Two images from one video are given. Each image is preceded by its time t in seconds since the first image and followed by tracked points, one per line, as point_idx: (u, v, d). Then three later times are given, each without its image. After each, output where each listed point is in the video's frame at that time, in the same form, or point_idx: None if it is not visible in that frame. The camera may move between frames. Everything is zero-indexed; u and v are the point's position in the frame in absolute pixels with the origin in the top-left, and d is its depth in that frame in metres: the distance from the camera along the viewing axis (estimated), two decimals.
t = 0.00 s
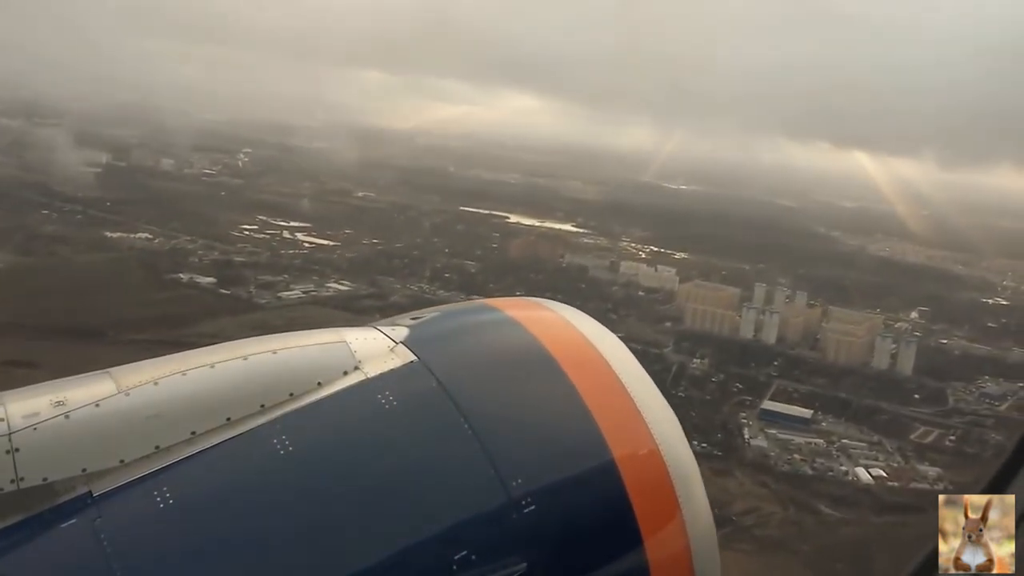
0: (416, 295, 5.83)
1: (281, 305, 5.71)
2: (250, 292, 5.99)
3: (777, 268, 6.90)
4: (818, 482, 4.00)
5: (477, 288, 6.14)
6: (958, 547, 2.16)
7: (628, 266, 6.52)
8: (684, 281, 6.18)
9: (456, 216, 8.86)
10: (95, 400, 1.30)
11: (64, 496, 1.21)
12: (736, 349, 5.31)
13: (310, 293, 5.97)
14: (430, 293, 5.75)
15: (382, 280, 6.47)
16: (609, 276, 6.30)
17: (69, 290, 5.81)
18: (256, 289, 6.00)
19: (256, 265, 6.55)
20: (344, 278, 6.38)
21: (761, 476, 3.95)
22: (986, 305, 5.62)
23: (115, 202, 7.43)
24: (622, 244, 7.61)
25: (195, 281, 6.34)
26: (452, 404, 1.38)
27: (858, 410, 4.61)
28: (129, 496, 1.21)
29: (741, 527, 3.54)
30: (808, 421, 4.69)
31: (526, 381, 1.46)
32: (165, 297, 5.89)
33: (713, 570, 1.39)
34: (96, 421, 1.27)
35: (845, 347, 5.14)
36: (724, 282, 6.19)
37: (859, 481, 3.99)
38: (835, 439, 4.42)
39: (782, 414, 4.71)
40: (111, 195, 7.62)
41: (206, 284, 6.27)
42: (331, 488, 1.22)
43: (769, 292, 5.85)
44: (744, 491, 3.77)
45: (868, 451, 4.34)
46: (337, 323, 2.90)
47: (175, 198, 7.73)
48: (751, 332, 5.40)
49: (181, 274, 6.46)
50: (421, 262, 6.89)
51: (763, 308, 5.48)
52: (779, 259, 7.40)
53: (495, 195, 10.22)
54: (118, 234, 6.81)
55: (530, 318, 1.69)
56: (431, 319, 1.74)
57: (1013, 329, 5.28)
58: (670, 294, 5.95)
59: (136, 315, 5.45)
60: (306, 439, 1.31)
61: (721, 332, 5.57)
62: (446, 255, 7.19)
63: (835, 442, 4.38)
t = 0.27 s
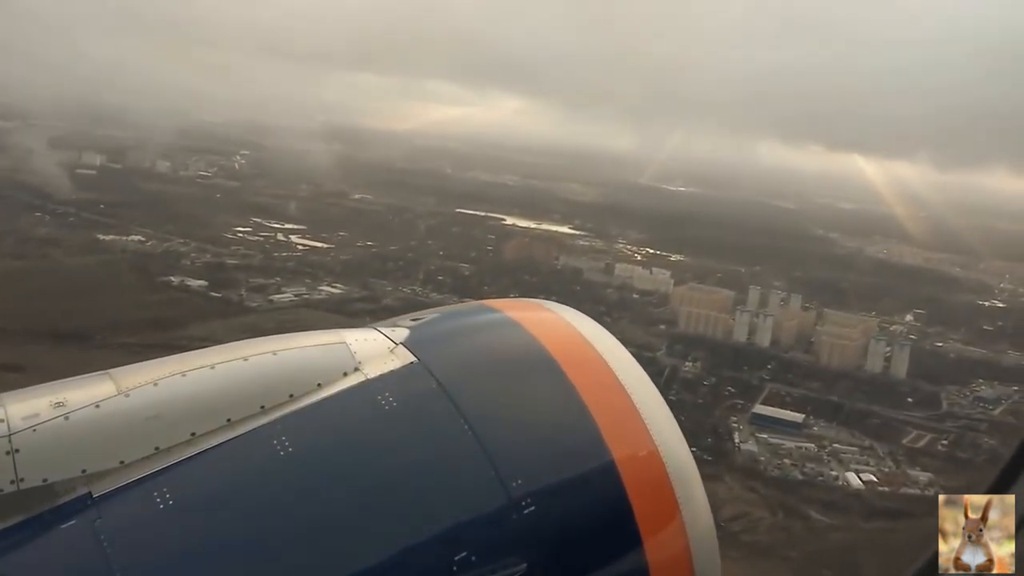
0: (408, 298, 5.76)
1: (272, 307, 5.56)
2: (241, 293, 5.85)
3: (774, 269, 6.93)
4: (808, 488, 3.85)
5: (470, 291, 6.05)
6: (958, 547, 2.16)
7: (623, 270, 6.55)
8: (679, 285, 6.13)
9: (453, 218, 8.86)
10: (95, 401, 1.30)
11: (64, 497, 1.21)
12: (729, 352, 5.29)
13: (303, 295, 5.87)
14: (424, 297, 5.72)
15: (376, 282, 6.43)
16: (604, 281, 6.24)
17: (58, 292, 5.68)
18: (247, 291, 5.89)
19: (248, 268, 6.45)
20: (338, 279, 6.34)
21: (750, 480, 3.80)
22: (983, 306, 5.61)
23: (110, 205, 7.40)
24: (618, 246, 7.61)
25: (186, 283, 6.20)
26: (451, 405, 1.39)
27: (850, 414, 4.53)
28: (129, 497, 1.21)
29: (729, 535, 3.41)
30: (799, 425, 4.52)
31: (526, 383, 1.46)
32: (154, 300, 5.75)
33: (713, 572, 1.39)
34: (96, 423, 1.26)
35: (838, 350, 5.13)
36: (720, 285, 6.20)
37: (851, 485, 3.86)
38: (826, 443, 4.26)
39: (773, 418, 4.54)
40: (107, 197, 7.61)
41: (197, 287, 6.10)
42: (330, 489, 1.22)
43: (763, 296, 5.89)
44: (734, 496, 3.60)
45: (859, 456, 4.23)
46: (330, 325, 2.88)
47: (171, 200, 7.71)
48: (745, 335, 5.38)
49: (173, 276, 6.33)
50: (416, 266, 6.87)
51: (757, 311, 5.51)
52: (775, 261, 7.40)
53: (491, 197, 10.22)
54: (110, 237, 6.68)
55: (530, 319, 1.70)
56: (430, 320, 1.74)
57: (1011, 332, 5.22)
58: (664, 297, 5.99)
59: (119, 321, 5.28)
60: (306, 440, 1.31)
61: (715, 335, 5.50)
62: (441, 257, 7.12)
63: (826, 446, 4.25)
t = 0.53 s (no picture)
0: (401, 301, 5.71)
1: (265, 310, 5.46)
2: (232, 296, 5.80)
3: (771, 272, 6.97)
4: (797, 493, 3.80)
5: (463, 292, 5.99)
6: (958, 547, 2.17)
7: (618, 271, 6.49)
8: (675, 288, 6.13)
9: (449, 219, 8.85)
10: (95, 402, 1.30)
11: (63, 498, 1.20)
12: (723, 355, 5.20)
13: (295, 298, 5.73)
14: (416, 300, 5.69)
15: (369, 283, 6.39)
16: (599, 283, 6.20)
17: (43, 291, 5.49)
18: (238, 293, 5.82)
19: (240, 270, 6.39)
20: (330, 281, 6.28)
21: (739, 487, 3.63)
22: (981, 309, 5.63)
23: (105, 207, 7.38)
24: (614, 248, 7.60)
25: (176, 285, 6.04)
26: (451, 406, 1.39)
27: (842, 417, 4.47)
28: (129, 498, 1.21)
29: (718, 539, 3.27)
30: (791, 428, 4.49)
31: (526, 384, 1.46)
32: (144, 301, 5.61)
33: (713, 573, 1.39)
34: (95, 423, 1.26)
35: (831, 353, 5.16)
36: (715, 288, 6.20)
37: (841, 490, 3.84)
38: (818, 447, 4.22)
39: (765, 421, 4.51)
40: (103, 201, 7.59)
41: (187, 289, 5.97)
42: (330, 491, 1.22)
43: (758, 299, 5.91)
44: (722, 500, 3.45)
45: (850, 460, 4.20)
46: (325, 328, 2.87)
47: (167, 204, 7.70)
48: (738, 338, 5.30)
49: (165, 278, 6.20)
50: (411, 267, 6.86)
51: (751, 314, 5.47)
52: (770, 263, 7.42)
53: (488, 199, 10.23)
54: (104, 240, 6.70)
55: (529, 320, 1.70)
56: (430, 321, 1.74)
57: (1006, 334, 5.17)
58: (659, 300, 5.93)
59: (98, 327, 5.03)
60: (305, 442, 1.31)
61: (709, 338, 5.44)
62: (436, 259, 7.11)
63: (817, 451, 4.18)
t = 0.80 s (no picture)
0: (395, 303, 5.69)
1: (256, 312, 5.42)
2: (223, 299, 5.78)
3: (768, 273, 7.03)
4: (786, 498, 3.66)
5: (457, 296, 5.97)
6: (958, 547, 2.17)
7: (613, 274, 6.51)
8: (670, 290, 6.16)
9: (446, 220, 8.86)
10: (94, 402, 1.30)
11: (63, 499, 1.20)
12: (716, 357, 5.21)
13: (286, 300, 5.71)
14: (409, 302, 5.69)
15: (361, 286, 6.38)
16: (594, 284, 6.18)
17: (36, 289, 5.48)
18: (230, 296, 5.79)
19: (233, 272, 6.37)
20: (323, 283, 6.25)
21: (729, 491, 3.44)
22: (978, 311, 5.66)
23: (100, 209, 7.35)
24: (610, 250, 7.61)
25: (169, 288, 6.04)
26: (451, 407, 1.39)
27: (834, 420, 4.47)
28: (127, 499, 1.21)
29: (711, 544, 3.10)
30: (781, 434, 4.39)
31: (526, 385, 1.46)
32: (136, 304, 5.55)
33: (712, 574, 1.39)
34: (95, 424, 1.26)
35: (825, 356, 5.22)
36: (710, 290, 6.20)
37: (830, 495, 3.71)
38: (807, 452, 4.13)
39: (755, 426, 4.39)
40: (98, 201, 7.57)
41: (179, 292, 5.96)
42: (329, 492, 1.22)
43: (753, 300, 5.94)
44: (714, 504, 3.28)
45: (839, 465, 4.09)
46: (318, 329, 2.87)
47: (163, 204, 7.68)
48: (732, 340, 5.36)
49: (156, 280, 6.20)
50: (406, 269, 6.86)
51: (744, 317, 5.50)
52: (767, 264, 7.43)
53: (485, 199, 10.25)
54: (95, 241, 6.60)
55: (529, 322, 1.69)
56: (429, 321, 1.74)
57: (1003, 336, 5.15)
58: (654, 303, 5.89)
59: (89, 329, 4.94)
60: (304, 442, 1.31)
61: (703, 341, 5.50)
62: (431, 260, 7.14)
63: (807, 455, 4.11)
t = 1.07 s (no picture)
0: (386, 304, 5.65)
1: (247, 315, 5.37)
2: (215, 301, 5.75)
3: (762, 275, 7.00)
4: (777, 502, 3.66)
5: (450, 297, 5.91)
6: (958, 547, 2.17)
7: (607, 274, 6.39)
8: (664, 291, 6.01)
9: (442, 222, 8.86)
10: (96, 402, 1.30)
11: (63, 499, 1.20)
12: (709, 360, 5.03)
13: (277, 304, 5.67)
14: (403, 304, 5.67)
15: (354, 288, 6.37)
16: (588, 284, 6.08)
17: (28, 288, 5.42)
18: (221, 298, 5.76)
19: (225, 274, 6.36)
20: (316, 284, 6.23)
21: (725, 495, 3.19)
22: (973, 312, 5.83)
23: (96, 209, 7.31)
24: (606, 251, 7.61)
25: (160, 291, 6.03)
26: (451, 407, 1.39)
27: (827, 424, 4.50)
28: (128, 498, 1.21)
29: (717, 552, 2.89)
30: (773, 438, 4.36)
31: (527, 385, 1.46)
32: (129, 308, 5.52)
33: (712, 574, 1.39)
34: (95, 424, 1.26)
35: (818, 358, 5.08)
36: (706, 292, 6.18)
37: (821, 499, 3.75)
38: (798, 456, 4.16)
39: (746, 429, 4.33)
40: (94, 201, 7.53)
41: (170, 294, 5.99)
42: (330, 492, 1.22)
43: (747, 302, 5.77)
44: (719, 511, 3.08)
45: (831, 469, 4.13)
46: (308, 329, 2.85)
47: (159, 205, 7.65)
48: (725, 343, 5.18)
49: (148, 282, 6.18)
50: (400, 271, 6.86)
51: (738, 318, 5.29)
52: (763, 266, 7.43)
53: (482, 201, 10.24)
54: (88, 242, 6.52)
55: (529, 322, 1.69)
56: (430, 321, 1.74)
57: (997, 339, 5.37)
58: (647, 303, 5.71)
59: (83, 332, 4.91)
60: (305, 442, 1.31)
61: (696, 342, 5.29)
62: (426, 262, 7.15)
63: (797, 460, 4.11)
